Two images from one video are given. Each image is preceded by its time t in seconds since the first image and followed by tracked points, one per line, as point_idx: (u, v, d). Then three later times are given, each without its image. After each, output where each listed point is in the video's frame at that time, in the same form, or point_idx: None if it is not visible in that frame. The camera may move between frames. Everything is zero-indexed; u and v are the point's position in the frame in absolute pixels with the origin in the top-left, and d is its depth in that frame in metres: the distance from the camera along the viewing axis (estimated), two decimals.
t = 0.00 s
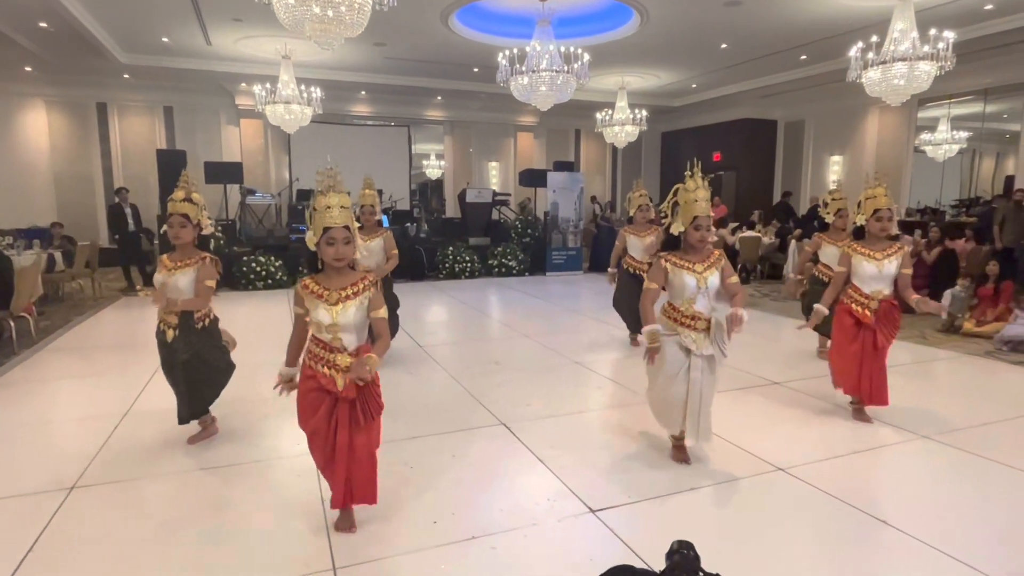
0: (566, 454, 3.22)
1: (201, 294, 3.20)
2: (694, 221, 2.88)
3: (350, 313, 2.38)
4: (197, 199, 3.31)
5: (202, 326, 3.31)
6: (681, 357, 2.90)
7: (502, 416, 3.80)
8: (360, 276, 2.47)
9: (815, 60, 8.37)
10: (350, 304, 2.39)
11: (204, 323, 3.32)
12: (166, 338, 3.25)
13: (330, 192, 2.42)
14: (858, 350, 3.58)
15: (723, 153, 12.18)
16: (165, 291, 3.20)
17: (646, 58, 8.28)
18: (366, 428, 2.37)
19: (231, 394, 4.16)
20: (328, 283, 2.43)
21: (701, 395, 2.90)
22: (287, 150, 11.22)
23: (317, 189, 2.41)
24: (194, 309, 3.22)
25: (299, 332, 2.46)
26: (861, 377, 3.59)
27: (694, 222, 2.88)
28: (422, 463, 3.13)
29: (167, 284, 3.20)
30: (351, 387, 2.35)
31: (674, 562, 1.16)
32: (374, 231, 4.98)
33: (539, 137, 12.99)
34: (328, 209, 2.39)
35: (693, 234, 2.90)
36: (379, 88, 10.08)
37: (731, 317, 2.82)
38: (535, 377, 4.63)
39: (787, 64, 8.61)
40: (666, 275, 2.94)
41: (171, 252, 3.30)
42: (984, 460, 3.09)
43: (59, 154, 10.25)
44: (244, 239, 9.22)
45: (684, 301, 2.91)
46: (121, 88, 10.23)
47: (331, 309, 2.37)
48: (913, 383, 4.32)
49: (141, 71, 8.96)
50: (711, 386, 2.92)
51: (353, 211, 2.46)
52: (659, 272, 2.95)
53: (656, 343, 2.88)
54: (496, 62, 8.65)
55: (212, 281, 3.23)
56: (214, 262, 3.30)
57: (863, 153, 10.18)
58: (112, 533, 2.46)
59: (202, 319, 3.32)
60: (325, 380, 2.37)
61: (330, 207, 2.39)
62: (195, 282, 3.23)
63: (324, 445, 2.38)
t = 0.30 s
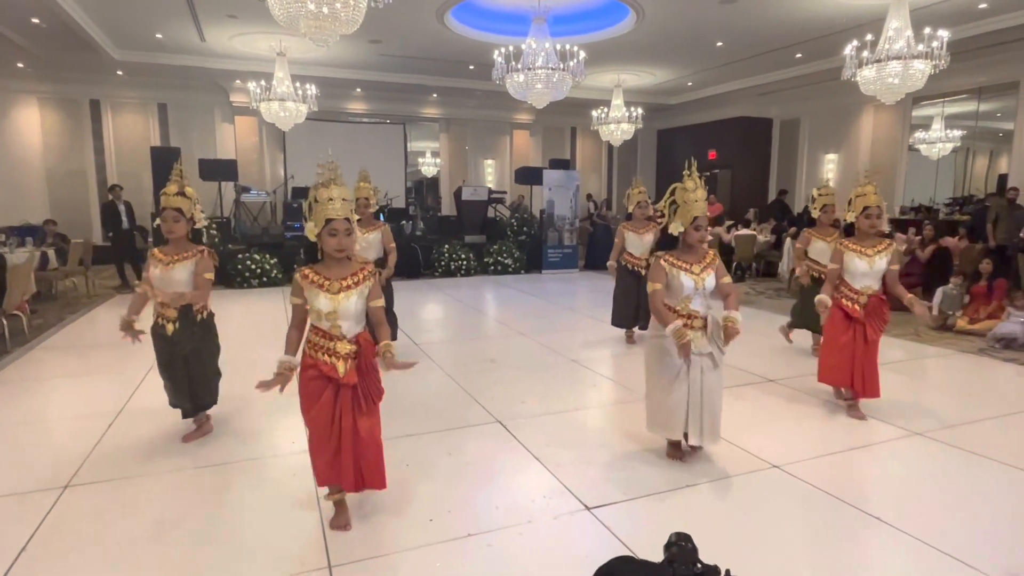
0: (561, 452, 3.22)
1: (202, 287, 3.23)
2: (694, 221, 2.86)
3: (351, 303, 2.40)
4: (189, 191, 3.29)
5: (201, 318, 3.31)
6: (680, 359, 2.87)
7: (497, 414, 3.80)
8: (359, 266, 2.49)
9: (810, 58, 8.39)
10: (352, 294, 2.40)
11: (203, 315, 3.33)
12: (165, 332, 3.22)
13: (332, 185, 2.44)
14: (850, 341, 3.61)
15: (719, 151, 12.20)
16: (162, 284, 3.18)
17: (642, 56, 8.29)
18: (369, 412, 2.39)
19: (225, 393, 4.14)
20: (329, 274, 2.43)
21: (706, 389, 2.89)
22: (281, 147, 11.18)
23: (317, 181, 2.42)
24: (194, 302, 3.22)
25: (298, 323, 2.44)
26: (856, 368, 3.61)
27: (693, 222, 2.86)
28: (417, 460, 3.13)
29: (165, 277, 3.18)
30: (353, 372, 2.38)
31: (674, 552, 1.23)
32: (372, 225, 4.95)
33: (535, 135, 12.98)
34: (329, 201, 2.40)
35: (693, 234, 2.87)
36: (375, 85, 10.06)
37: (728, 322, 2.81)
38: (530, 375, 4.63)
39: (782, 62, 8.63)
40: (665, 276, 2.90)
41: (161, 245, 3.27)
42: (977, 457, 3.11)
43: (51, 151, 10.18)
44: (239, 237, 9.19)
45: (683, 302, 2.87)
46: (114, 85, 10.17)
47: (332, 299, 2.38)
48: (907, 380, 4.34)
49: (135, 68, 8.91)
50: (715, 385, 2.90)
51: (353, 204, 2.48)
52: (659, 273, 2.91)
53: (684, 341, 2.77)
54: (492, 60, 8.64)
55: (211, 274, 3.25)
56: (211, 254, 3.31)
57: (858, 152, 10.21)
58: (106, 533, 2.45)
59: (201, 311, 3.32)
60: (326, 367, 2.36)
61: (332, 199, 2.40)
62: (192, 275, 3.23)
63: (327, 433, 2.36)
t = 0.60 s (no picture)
0: (556, 450, 3.22)
1: (200, 280, 3.22)
2: (703, 215, 2.81)
3: (358, 295, 2.48)
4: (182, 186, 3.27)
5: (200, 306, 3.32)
6: (689, 356, 2.85)
7: (493, 412, 3.80)
8: (363, 260, 2.57)
9: (806, 56, 8.41)
10: (358, 287, 2.48)
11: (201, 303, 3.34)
12: (167, 325, 3.25)
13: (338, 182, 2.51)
14: (839, 331, 3.63)
15: (714, 149, 12.22)
16: (161, 278, 3.17)
17: (638, 54, 8.29)
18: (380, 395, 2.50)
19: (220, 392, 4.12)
20: (335, 267, 2.51)
21: (720, 386, 2.83)
22: (276, 145, 11.14)
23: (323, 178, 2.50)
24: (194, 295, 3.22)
25: (306, 314, 2.52)
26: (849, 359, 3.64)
27: (702, 217, 2.82)
28: (412, 458, 3.13)
29: (164, 272, 3.16)
30: (364, 358, 2.48)
31: (671, 543, 1.18)
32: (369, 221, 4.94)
33: (531, 132, 12.97)
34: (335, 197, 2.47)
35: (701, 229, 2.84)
36: (370, 83, 10.03)
37: (735, 313, 2.74)
38: (526, 373, 4.63)
39: (778, 60, 8.64)
40: (673, 271, 2.87)
41: (152, 240, 3.22)
42: (969, 453, 3.14)
43: (44, 148, 10.11)
44: (233, 234, 9.15)
45: (688, 297, 2.88)
46: (107, 82, 10.10)
47: (340, 292, 2.45)
48: (901, 377, 4.36)
49: (128, 65, 8.84)
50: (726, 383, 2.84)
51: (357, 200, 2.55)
52: (666, 268, 2.87)
53: (701, 332, 2.74)
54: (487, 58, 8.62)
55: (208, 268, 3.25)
56: (205, 249, 3.30)
57: (853, 150, 10.24)
58: (100, 532, 2.43)
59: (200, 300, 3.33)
60: (337, 355, 2.45)
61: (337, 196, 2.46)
62: (189, 269, 3.22)
63: (340, 417, 2.45)
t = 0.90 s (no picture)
0: (550, 447, 3.24)
1: (197, 274, 3.24)
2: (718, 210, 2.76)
3: (358, 287, 2.64)
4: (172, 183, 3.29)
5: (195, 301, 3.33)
6: (704, 352, 2.81)
7: (487, 409, 3.81)
8: (362, 253, 2.74)
9: (800, 54, 8.42)
10: (359, 278, 2.64)
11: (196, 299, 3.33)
12: (163, 319, 3.22)
13: (340, 179, 2.66)
14: (823, 328, 3.78)
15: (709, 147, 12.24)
16: (156, 272, 3.16)
17: (632, 51, 8.30)
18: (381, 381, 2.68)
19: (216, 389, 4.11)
20: (336, 260, 2.66)
21: (735, 383, 2.80)
22: (270, 143, 11.08)
23: (325, 174, 2.65)
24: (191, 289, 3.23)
25: (307, 305, 2.65)
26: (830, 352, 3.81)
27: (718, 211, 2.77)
28: (408, 454, 3.14)
29: (160, 266, 3.15)
30: (364, 346, 2.64)
31: (672, 533, 1.17)
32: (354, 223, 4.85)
33: (526, 130, 12.96)
34: (337, 194, 2.62)
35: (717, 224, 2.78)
36: (365, 80, 9.99)
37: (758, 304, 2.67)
38: (521, 370, 4.63)
39: (772, 58, 8.65)
40: (688, 268, 2.80)
41: (143, 237, 3.21)
42: (960, 448, 3.17)
43: (36, 146, 10.05)
44: (227, 233, 9.11)
45: (705, 295, 2.80)
46: (99, 79, 10.03)
47: (342, 283, 2.61)
48: (893, 373, 4.40)
49: (120, 62, 8.78)
50: (744, 382, 2.82)
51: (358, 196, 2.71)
52: (680, 265, 2.80)
53: (717, 326, 2.67)
54: (482, 55, 8.61)
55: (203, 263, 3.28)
56: (197, 246, 3.33)
57: (846, 147, 10.28)
58: (96, 531, 2.43)
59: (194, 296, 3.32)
60: (339, 345, 2.61)
61: (340, 193, 2.61)
62: (183, 265, 3.23)
63: (345, 401, 2.63)
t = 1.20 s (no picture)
0: (545, 443, 3.25)
1: (189, 271, 3.23)
2: (728, 222, 2.70)
3: (353, 281, 2.73)
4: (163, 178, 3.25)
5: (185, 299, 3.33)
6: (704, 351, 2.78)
7: (482, 406, 3.81)
8: (356, 248, 2.82)
9: (794, 51, 8.44)
10: (353, 273, 2.73)
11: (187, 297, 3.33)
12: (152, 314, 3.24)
13: (335, 177, 2.72)
14: (804, 321, 3.91)
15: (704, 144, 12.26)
16: (145, 268, 3.15)
17: (627, 48, 8.31)
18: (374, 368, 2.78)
19: (209, 388, 4.10)
20: (331, 256, 2.73)
21: (748, 394, 2.72)
22: (264, 140, 11.03)
23: (321, 172, 2.71)
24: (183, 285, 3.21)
25: (300, 298, 2.72)
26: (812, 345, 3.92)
27: (729, 223, 2.70)
28: (403, 452, 3.14)
29: (150, 262, 3.14)
30: (358, 336, 2.75)
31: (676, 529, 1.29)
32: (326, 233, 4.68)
33: (521, 127, 12.94)
34: (333, 191, 2.68)
35: (728, 237, 2.71)
36: (360, 77, 9.96)
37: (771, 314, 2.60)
38: (516, 368, 4.63)
39: (766, 55, 8.68)
40: (697, 283, 2.71)
41: (133, 232, 3.19)
42: (951, 443, 3.19)
43: (27, 143, 9.98)
44: (221, 230, 9.07)
45: (714, 311, 2.72)
46: (91, 76, 9.96)
47: (338, 278, 2.69)
48: (886, 369, 4.43)
49: (112, 58, 8.73)
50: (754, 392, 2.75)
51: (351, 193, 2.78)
52: (690, 279, 2.70)
53: (724, 340, 2.59)
54: (477, 52, 8.59)
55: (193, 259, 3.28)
56: (188, 241, 3.32)
57: (840, 144, 10.32)
58: (89, 530, 2.42)
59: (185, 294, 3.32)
60: (335, 335, 2.71)
61: (335, 190, 2.68)
62: (174, 260, 3.23)
63: (341, 390, 2.70)
